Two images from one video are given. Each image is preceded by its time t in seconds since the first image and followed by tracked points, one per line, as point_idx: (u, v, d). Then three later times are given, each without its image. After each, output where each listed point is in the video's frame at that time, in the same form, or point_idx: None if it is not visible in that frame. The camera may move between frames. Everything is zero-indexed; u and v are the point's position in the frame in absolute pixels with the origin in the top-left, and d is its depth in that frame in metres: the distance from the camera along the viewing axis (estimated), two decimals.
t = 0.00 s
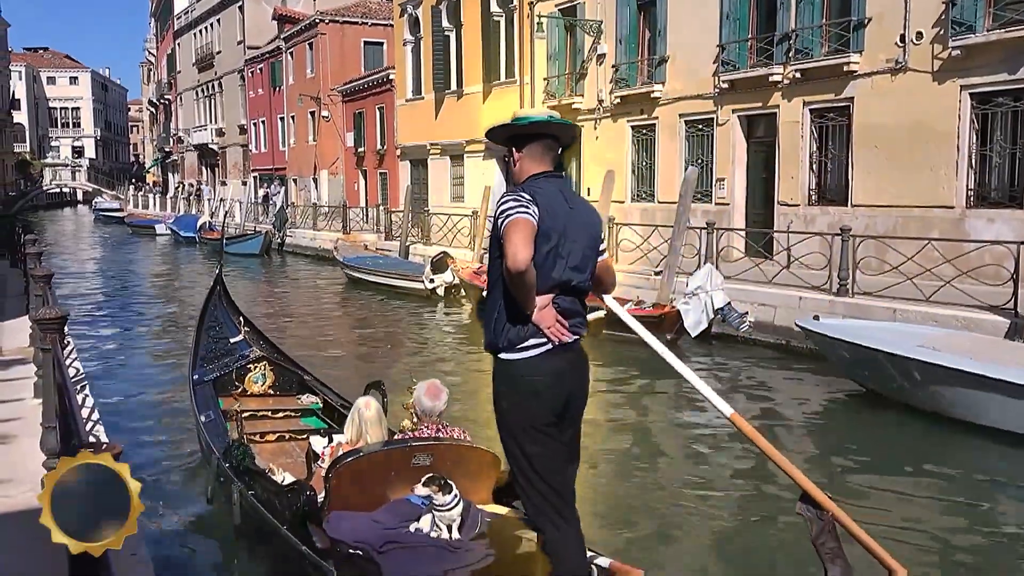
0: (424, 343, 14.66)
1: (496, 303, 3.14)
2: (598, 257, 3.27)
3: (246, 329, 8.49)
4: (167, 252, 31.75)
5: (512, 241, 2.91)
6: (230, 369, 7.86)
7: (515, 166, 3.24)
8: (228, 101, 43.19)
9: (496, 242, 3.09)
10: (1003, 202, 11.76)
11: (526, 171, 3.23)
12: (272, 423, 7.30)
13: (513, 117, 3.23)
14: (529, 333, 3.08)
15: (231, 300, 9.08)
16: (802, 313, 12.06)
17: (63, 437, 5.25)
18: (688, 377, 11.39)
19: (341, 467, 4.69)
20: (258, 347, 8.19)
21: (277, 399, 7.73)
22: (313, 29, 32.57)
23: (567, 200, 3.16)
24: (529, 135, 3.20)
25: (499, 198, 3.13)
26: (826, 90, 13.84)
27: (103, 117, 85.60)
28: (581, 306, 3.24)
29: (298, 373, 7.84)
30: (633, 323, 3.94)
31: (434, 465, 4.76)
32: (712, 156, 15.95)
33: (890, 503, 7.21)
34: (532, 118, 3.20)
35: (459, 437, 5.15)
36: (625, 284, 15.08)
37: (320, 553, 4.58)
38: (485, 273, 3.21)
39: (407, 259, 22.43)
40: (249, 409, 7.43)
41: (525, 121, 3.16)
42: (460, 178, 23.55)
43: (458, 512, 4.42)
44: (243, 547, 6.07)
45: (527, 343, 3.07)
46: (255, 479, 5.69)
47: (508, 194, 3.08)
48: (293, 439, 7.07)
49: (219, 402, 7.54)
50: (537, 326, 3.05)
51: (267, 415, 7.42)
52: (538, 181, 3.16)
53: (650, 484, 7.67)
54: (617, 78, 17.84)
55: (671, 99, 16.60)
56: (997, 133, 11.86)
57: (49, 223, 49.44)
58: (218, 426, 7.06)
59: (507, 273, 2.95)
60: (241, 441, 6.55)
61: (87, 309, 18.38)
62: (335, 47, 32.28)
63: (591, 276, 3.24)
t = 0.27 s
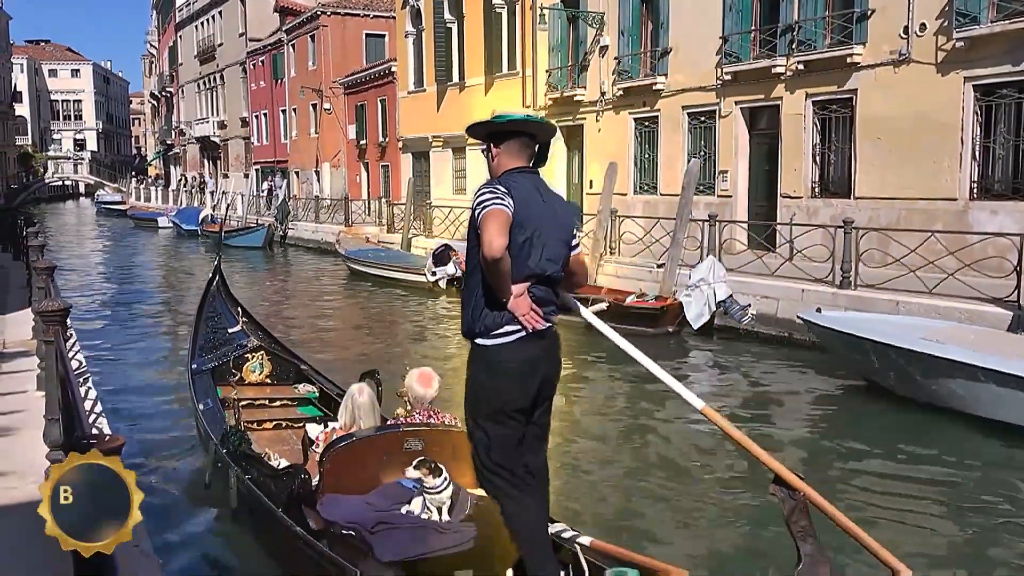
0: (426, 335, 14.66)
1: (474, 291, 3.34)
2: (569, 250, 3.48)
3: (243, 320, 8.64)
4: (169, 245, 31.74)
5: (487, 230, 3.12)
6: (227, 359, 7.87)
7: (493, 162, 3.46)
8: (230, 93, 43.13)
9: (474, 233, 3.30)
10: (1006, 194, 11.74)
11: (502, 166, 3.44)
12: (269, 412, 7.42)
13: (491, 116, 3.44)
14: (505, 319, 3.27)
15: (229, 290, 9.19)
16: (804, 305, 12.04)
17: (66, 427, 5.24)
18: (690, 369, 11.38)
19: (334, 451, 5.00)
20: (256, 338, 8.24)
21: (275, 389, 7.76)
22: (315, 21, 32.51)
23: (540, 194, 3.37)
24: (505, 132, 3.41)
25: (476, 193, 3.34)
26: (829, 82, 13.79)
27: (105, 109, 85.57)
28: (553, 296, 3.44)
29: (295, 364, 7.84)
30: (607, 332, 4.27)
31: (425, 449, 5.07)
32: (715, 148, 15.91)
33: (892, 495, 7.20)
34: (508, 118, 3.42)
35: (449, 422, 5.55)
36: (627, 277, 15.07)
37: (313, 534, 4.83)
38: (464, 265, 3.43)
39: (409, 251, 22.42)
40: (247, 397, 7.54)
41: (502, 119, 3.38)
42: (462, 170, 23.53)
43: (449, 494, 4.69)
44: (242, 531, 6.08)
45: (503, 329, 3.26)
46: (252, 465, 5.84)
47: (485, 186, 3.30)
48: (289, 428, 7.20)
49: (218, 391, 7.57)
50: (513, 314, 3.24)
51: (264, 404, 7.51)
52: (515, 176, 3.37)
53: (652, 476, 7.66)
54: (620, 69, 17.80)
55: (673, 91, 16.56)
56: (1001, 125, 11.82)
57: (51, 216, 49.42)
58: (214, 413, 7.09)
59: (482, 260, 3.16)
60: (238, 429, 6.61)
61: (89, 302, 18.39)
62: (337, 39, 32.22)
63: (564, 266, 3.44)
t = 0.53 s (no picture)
0: (429, 329, 14.66)
1: (454, 279, 3.45)
2: (549, 241, 3.60)
3: (241, 310, 8.66)
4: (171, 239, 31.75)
5: (467, 220, 3.23)
6: (226, 350, 7.94)
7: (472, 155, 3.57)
8: (232, 87, 43.11)
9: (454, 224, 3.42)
10: (1009, 187, 11.71)
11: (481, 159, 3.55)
12: (266, 401, 7.45)
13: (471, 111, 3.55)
14: (485, 306, 3.38)
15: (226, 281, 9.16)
16: (807, 298, 12.02)
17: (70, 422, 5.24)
18: (693, 362, 11.38)
19: (329, 438, 5.28)
20: (254, 329, 8.27)
21: (273, 378, 7.85)
22: (317, 15, 32.48)
23: (520, 187, 3.48)
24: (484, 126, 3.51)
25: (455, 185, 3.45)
26: (833, 74, 13.74)
27: (107, 103, 85.57)
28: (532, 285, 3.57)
29: (292, 354, 7.89)
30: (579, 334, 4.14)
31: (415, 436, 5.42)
32: (718, 141, 15.89)
33: (896, 488, 7.19)
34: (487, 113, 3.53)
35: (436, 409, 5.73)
36: (630, 270, 15.06)
37: (307, 518, 4.92)
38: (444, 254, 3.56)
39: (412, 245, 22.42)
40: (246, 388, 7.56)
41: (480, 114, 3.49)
42: (464, 164, 23.52)
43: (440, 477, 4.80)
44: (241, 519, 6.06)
45: (482, 316, 3.39)
46: (249, 451, 5.85)
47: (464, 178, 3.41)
48: (287, 417, 7.29)
49: (216, 381, 7.65)
50: (492, 301, 3.36)
51: (261, 394, 7.54)
52: (494, 169, 3.48)
53: (655, 468, 7.66)
54: (622, 63, 17.77)
55: (675, 84, 16.53)
56: (1004, 118, 11.78)
57: (54, 210, 49.43)
58: (213, 403, 7.13)
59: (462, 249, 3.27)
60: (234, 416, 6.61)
61: (92, 296, 18.41)
62: (339, 32, 32.19)
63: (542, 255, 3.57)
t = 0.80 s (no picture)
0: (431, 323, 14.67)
1: (435, 271, 3.51)
2: (526, 234, 3.67)
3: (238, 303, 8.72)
4: (174, 233, 31.77)
5: (446, 214, 3.30)
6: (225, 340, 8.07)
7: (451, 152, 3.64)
8: (234, 80, 43.09)
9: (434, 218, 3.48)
10: (1012, 181, 11.69)
11: (460, 156, 3.62)
12: (263, 390, 7.43)
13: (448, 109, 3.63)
14: (466, 297, 3.44)
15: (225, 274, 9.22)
16: (809, 292, 12.06)
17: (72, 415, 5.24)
18: (695, 357, 11.38)
19: (322, 426, 5.32)
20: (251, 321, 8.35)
21: (269, 368, 7.87)
22: (319, 8, 32.44)
23: (498, 182, 3.55)
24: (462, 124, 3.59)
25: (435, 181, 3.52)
26: (836, 68, 13.71)
27: (109, 97, 85.56)
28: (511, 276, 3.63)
29: (288, 344, 7.99)
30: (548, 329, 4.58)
31: (406, 422, 5.50)
32: (720, 135, 15.86)
33: (898, 484, 7.19)
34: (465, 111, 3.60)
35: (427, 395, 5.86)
36: (632, 264, 15.06)
37: (299, 501, 4.94)
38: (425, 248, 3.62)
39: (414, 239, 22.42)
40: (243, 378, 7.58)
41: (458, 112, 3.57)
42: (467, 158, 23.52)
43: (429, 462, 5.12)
44: (240, 510, 6.06)
45: (463, 307, 3.44)
46: (247, 441, 5.90)
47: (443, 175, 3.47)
48: (283, 407, 7.22)
49: (214, 370, 7.73)
50: (472, 292, 3.41)
51: (259, 382, 7.56)
52: (472, 164, 3.55)
53: (656, 462, 7.66)
54: (624, 56, 17.74)
55: (678, 77, 16.50)
56: (1008, 111, 11.75)
57: (56, 203, 49.48)
58: (210, 392, 7.15)
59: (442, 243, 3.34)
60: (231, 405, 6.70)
61: (94, 290, 18.44)
62: (341, 26, 32.15)
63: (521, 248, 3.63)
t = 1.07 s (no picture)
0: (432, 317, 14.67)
1: (418, 265, 3.64)
2: (507, 228, 3.79)
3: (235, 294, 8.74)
4: (175, 227, 31.77)
5: (429, 212, 3.42)
6: (222, 331, 8.13)
7: (435, 147, 3.75)
8: (235, 75, 43.07)
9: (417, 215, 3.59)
10: (1015, 175, 11.67)
11: (443, 152, 3.73)
12: (259, 380, 7.40)
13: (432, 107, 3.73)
14: (449, 292, 3.57)
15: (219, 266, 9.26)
16: (812, 287, 12.00)
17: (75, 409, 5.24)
18: (697, 351, 11.39)
19: (315, 414, 5.36)
20: (246, 311, 8.41)
21: (265, 357, 7.84)
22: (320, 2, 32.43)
23: (479, 178, 3.66)
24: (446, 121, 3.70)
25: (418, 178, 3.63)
26: (839, 62, 13.68)
27: (110, 92, 85.54)
28: (492, 269, 3.76)
29: (283, 333, 8.06)
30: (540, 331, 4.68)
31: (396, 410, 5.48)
32: (722, 129, 15.84)
33: (900, 478, 7.18)
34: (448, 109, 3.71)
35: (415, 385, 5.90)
36: (634, 259, 15.05)
37: (299, 493, 4.94)
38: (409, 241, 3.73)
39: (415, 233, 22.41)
40: (239, 368, 7.55)
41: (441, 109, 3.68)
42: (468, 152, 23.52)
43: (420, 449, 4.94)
44: (241, 501, 6.06)
45: (446, 301, 3.57)
46: (245, 432, 5.92)
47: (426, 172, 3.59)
48: (280, 397, 7.17)
49: (212, 361, 7.75)
50: (455, 287, 3.55)
51: (256, 372, 7.52)
52: (455, 161, 3.66)
53: (658, 454, 7.67)
54: (626, 50, 17.72)
55: (680, 71, 16.47)
56: (1011, 105, 11.73)
57: (58, 198, 49.47)
58: (206, 382, 7.26)
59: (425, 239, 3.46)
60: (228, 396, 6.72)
61: (97, 284, 18.46)
62: (343, 21, 32.13)
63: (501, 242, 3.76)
